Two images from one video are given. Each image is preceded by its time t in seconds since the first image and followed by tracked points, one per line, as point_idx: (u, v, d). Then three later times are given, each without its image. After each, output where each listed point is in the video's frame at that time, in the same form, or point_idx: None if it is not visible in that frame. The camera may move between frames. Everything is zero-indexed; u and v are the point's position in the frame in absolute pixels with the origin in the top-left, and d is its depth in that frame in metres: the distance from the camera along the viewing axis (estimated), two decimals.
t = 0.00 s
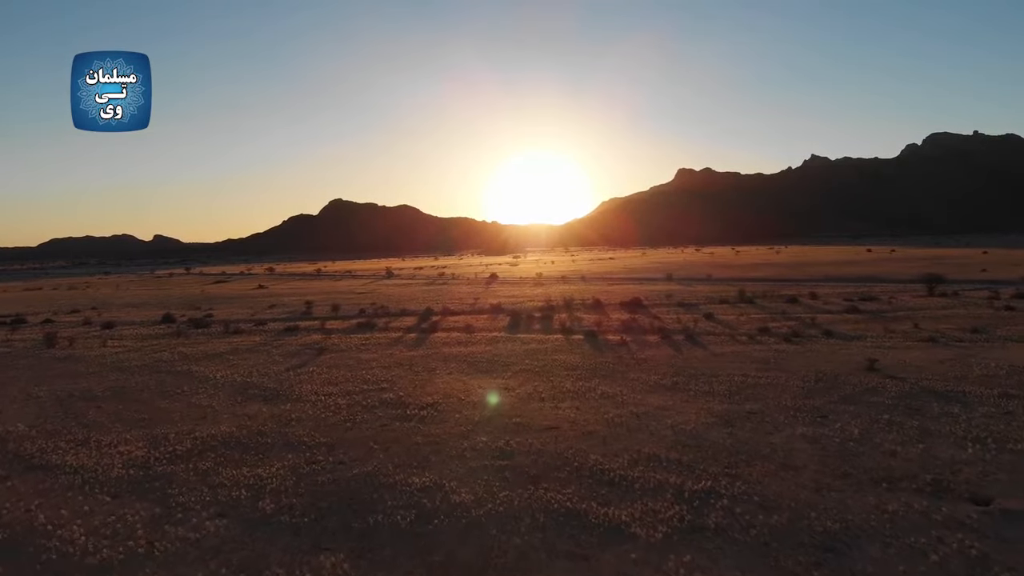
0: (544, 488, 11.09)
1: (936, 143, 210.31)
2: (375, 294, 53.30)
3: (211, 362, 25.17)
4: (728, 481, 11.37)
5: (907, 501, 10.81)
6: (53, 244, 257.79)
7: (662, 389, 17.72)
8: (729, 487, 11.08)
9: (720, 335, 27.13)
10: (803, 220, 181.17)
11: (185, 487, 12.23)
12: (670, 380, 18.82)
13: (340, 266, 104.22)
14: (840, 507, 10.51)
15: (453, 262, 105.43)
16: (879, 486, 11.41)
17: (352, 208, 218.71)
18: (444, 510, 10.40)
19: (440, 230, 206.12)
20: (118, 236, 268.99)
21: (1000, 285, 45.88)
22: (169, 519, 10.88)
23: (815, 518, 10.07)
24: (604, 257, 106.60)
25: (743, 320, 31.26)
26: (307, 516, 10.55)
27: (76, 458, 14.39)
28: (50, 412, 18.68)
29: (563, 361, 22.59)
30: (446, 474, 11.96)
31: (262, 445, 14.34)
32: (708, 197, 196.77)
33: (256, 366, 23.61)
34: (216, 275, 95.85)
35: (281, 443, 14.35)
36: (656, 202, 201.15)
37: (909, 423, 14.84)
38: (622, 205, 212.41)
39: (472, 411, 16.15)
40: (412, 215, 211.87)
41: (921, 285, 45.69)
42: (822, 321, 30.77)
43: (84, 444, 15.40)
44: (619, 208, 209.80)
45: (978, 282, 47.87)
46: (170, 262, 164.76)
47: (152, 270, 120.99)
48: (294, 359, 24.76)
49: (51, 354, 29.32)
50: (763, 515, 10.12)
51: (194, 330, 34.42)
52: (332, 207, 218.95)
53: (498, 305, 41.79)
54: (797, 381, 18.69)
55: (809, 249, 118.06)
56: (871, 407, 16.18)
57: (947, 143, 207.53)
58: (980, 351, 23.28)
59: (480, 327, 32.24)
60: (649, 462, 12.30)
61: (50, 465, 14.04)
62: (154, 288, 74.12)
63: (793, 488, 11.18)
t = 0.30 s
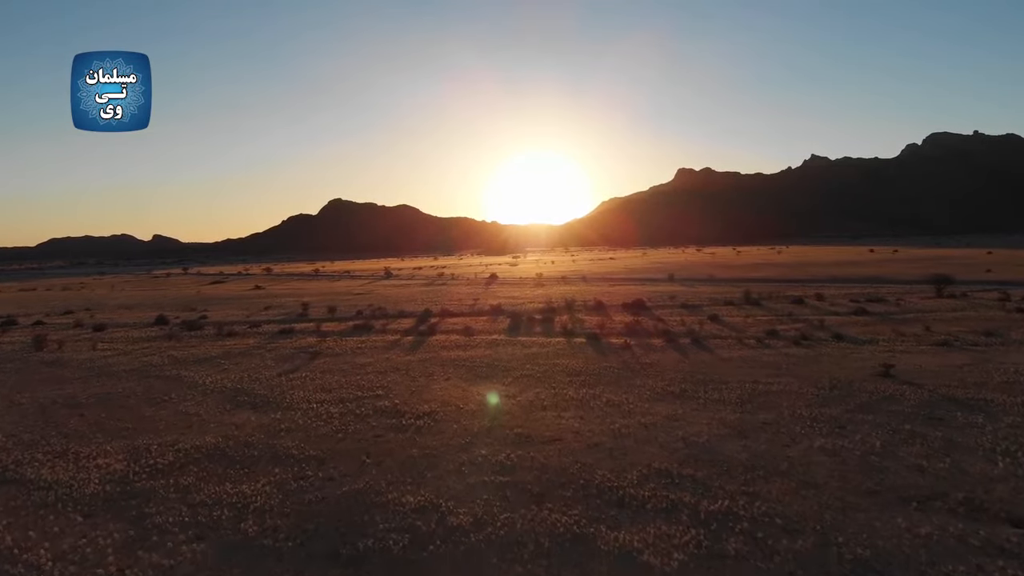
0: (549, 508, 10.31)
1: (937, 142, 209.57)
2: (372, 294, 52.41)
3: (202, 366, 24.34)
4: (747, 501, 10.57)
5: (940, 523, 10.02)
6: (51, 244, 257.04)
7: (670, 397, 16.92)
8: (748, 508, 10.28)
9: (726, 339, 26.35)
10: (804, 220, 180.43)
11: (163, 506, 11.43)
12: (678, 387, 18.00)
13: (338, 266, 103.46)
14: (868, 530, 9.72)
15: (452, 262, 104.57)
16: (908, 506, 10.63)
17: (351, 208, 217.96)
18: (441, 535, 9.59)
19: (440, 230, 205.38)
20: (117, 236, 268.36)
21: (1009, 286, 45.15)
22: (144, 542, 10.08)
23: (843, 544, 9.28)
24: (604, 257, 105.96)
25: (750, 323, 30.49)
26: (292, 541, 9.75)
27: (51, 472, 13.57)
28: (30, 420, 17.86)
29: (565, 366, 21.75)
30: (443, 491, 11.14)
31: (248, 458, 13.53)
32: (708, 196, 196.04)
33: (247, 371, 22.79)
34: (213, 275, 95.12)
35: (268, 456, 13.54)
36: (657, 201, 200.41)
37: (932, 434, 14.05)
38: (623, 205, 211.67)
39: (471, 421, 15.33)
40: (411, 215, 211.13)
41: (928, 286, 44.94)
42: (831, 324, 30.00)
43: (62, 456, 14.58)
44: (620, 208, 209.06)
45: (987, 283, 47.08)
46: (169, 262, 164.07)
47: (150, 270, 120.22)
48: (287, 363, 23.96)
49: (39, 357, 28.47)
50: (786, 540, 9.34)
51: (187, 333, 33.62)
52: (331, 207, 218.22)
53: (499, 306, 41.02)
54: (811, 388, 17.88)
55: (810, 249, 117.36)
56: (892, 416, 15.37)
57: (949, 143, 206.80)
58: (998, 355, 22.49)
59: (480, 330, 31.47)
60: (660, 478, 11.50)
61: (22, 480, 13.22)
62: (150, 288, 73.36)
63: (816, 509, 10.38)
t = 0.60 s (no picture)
0: (554, 530, 9.58)
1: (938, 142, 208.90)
2: (370, 296, 51.65)
3: (193, 370, 23.63)
4: (765, 522, 9.88)
5: (974, 545, 9.33)
6: (50, 245, 256.58)
7: (678, 404, 16.20)
8: (766, 530, 9.58)
9: (732, 341, 25.69)
10: (805, 220, 179.75)
11: (142, 526, 10.72)
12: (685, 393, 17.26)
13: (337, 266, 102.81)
14: (897, 554, 9.03)
15: (452, 262, 103.78)
16: (938, 526, 9.93)
17: (350, 208, 217.25)
18: (437, 560, 8.88)
19: (439, 230, 204.72)
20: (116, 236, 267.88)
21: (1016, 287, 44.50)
22: (116, 569, 9.35)
23: (872, 570, 8.59)
24: (605, 258, 104.82)
25: (755, 325, 29.81)
26: (277, 566, 9.05)
27: (27, 486, 12.85)
28: (10, 429, 17.12)
29: (568, 371, 21.00)
30: (440, 509, 10.42)
31: (235, 471, 12.80)
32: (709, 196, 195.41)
33: (239, 376, 22.08)
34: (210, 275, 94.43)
35: (255, 469, 12.82)
36: (657, 201, 199.68)
37: (956, 445, 13.36)
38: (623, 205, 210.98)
39: (471, 430, 14.61)
40: (411, 215, 210.45)
41: (934, 287, 44.31)
42: (838, 326, 29.32)
43: (39, 469, 13.85)
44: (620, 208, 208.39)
45: (994, 283, 46.43)
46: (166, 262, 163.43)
47: (148, 270, 119.66)
48: (280, 367, 23.24)
49: (27, 361, 27.72)
50: (810, 566, 8.65)
51: (180, 335, 32.91)
52: (330, 207, 217.54)
53: (498, 308, 40.33)
54: (823, 395, 17.17)
55: (811, 249, 116.76)
56: (912, 426, 14.67)
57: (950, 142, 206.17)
58: (1014, 360, 21.80)
59: (480, 332, 30.80)
60: (671, 496, 10.78)
61: None
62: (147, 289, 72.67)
63: (841, 530, 9.69)
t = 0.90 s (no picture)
0: (561, 558, 8.77)
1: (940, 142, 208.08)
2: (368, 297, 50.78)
3: (182, 375, 22.77)
4: (790, 548, 9.07)
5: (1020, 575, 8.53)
6: (48, 245, 255.88)
7: (688, 414, 15.39)
8: (792, 558, 8.77)
9: (740, 345, 24.84)
10: (806, 220, 178.93)
11: (115, 550, 9.89)
12: (695, 402, 16.40)
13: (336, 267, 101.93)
14: None
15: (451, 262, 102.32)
16: (978, 552, 9.12)
17: (350, 207, 216.40)
18: None
19: (439, 230, 203.91)
20: (115, 236, 267.21)
21: None
22: None
23: None
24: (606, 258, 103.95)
25: (763, 328, 28.94)
26: None
27: None
28: None
29: (571, 377, 20.15)
30: (436, 533, 9.60)
31: (218, 488, 11.98)
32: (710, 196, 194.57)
33: (230, 381, 21.23)
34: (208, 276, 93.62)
35: (239, 486, 11.97)
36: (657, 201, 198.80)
37: (986, 459, 12.54)
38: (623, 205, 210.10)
39: (470, 442, 13.77)
40: (410, 215, 209.60)
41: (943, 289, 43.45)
42: (849, 329, 28.47)
43: (12, 483, 13.04)
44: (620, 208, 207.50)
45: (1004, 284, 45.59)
46: (165, 262, 162.76)
47: (146, 270, 118.88)
48: (272, 372, 22.39)
49: (13, 365, 26.89)
50: None
51: (172, 338, 32.08)
52: (330, 207, 216.69)
53: (499, 309, 39.45)
54: (840, 403, 16.34)
55: (813, 249, 115.92)
56: (936, 438, 13.84)
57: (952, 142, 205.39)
58: None
59: (479, 335, 29.96)
60: (685, 518, 9.96)
61: None
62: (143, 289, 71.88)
63: (872, 558, 8.88)
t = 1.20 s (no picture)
0: None
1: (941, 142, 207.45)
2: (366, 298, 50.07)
3: (172, 380, 22.05)
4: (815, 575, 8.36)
5: None
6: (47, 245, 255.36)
7: (698, 423, 14.68)
8: None
9: (748, 349, 24.12)
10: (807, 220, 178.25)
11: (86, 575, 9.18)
12: (705, 410, 15.67)
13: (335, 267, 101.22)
14: None
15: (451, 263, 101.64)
16: None
17: (349, 207, 215.74)
18: None
19: (439, 230, 203.24)
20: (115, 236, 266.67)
21: None
22: None
23: None
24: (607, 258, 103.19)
25: (770, 330, 28.23)
26: None
27: None
28: None
29: (575, 383, 19.42)
30: (432, 558, 8.89)
31: (201, 504, 11.25)
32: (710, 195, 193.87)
33: (221, 386, 20.51)
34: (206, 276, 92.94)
35: (224, 502, 11.26)
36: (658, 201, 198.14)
37: (1015, 473, 11.83)
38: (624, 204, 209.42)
39: (469, 454, 13.05)
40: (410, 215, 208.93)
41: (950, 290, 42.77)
42: (858, 331, 27.75)
43: None
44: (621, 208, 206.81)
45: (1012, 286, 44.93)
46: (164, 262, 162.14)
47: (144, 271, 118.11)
48: (265, 377, 21.66)
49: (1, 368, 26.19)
50: None
51: (165, 340, 31.36)
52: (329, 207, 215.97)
53: (499, 311, 38.73)
54: (857, 411, 15.62)
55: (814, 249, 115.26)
56: (961, 450, 13.13)
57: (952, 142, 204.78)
58: None
59: (479, 337, 29.26)
60: (700, 540, 9.25)
61: None
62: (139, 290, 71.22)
63: None
